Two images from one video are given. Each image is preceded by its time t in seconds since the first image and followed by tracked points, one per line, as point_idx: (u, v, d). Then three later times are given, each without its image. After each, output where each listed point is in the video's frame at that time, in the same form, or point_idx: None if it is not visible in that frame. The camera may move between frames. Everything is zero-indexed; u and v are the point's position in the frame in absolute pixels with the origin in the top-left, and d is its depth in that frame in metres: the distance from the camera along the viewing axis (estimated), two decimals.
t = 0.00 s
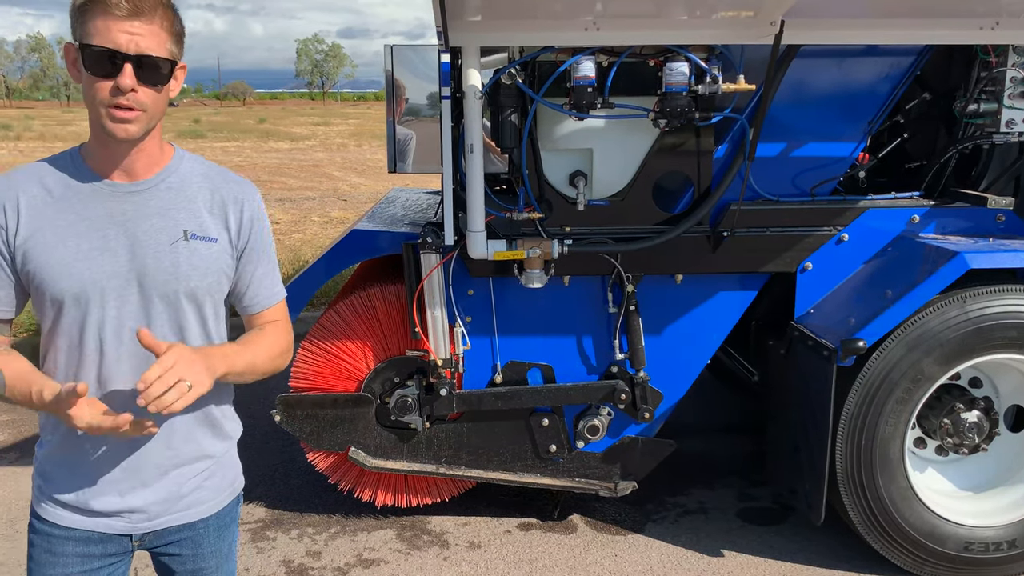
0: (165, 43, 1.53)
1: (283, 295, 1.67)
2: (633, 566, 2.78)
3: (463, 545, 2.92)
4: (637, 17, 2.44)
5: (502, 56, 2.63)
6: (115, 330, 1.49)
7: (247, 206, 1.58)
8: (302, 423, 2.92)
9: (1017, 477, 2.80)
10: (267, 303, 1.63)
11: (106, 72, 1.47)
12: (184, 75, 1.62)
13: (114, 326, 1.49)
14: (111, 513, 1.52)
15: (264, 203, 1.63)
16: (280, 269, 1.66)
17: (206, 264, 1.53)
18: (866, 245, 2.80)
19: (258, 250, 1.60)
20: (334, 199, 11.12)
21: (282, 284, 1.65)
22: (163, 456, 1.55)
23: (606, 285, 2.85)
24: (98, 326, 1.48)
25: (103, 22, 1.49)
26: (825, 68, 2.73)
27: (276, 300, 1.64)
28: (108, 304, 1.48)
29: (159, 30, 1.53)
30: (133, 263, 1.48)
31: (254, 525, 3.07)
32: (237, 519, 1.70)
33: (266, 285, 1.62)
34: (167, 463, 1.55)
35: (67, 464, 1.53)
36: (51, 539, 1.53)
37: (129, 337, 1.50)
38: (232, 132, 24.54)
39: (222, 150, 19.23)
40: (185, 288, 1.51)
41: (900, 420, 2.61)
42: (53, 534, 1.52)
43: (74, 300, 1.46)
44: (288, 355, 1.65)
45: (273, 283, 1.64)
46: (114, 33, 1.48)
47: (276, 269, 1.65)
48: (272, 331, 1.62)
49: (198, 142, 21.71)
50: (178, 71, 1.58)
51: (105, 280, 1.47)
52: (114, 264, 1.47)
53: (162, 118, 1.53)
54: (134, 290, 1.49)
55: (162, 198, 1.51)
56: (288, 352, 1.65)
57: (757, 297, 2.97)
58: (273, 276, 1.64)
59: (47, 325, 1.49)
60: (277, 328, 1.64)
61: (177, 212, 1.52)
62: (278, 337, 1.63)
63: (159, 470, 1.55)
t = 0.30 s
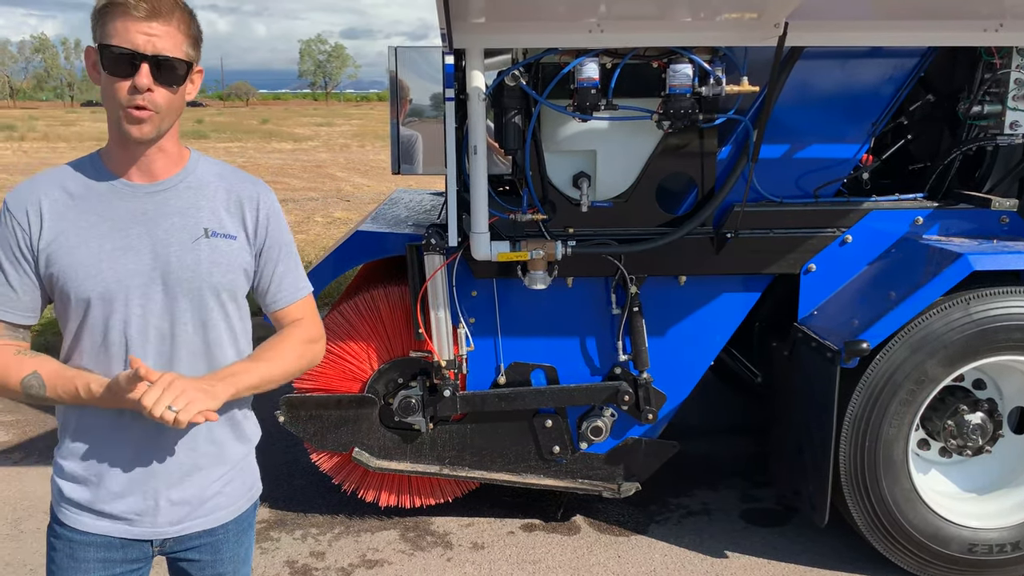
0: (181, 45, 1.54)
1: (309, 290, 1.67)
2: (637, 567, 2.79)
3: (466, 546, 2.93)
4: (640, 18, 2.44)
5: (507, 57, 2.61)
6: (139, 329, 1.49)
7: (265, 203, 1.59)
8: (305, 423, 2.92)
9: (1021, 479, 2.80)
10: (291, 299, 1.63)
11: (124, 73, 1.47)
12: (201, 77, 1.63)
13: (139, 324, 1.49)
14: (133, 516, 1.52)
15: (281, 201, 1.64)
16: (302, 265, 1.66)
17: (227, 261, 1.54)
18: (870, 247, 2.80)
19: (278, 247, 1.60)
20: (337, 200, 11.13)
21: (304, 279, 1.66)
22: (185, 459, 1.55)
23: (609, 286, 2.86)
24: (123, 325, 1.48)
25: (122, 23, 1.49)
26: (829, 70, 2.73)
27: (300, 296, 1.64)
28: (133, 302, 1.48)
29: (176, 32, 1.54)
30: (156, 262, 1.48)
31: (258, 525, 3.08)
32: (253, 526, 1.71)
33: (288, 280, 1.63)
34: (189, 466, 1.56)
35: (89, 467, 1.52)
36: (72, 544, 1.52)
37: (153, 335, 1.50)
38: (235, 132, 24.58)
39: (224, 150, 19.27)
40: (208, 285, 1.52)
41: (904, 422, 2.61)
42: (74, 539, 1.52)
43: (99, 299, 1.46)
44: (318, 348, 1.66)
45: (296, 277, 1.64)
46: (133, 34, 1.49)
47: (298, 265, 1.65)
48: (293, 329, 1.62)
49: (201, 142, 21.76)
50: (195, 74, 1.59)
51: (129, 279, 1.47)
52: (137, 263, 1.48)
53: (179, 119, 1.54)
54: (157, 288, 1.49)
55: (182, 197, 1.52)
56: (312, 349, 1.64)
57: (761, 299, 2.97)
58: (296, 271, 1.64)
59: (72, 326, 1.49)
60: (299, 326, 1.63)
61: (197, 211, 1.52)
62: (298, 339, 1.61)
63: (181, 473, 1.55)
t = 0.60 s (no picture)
0: (204, 49, 1.55)
1: (323, 298, 1.68)
2: (640, 568, 2.79)
3: (471, 547, 2.93)
4: (644, 21, 2.45)
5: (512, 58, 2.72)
6: (166, 332, 1.50)
7: (289, 210, 1.60)
8: (310, 424, 2.93)
9: None
10: (307, 306, 1.64)
11: (150, 78, 1.49)
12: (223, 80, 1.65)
13: (165, 327, 1.50)
14: (159, 518, 1.53)
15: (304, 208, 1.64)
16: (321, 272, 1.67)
17: (252, 266, 1.55)
18: (873, 249, 2.81)
19: (300, 253, 1.61)
20: (340, 201, 11.15)
21: (320, 287, 1.66)
22: (211, 461, 1.57)
23: (613, 288, 2.86)
24: (150, 328, 1.49)
25: (147, 29, 1.51)
26: (833, 71, 2.73)
27: (315, 303, 1.66)
28: (160, 306, 1.49)
29: (199, 36, 1.55)
30: (183, 266, 1.50)
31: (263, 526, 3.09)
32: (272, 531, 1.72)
33: (307, 288, 1.64)
34: (214, 468, 1.57)
35: (114, 470, 1.53)
36: (94, 549, 1.52)
37: (180, 338, 1.51)
38: (239, 133, 24.63)
39: (228, 150, 19.32)
40: (234, 290, 1.53)
41: (907, 424, 2.61)
42: (97, 542, 1.52)
43: (127, 303, 1.47)
44: (327, 356, 1.67)
45: (313, 285, 1.65)
46: (158, 40, 1.50)
47: (317, 273, 1.66)
48: (304, 337, 1.63)
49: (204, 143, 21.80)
50: (218, 78, 1.60)
51: (157, 282, 1.48)
52: (165, 267, 1.49)
53: (205, 123, 1.55)
54: (184, 292, 1.50)
55: (209, 203, 1.53)
56: (322, 357, 1.65)
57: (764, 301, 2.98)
58: (314, 278, 1.65)
59: (98, 329, 1.50)
60: (310, 334, 1.64)
61: (224, 216, 1.53)
62: (309, 347, 1.62)
63: (207, 476, 1.57)
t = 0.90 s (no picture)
0: (220, 61, 1.58)
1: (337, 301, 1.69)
2: (644, 569, 2.80)
3: (475, 548, 2.95)
4: (647, 24, 2.47)
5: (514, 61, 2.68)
6: (180, 336, 1.52)
7: (300, 215, 1.61)
8: (315, 426, 2.94)
9: None
10: (319, 310, 1.65)
11: (166, 89, 1.51)
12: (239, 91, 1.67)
13: (179, 331, 1.52)
14: (175, 521, 1.54)
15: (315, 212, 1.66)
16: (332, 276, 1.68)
17: (265, 271, 1.56)
18: (877, 251, 2.81)
19: (311, 258, 1.62)
20: (344, 202, 11.18)
21: (333, 290, 1.67)
22: (224, 464, 1.58)
23: (617, 290, 2.87)
24: (164, 332, 1.51)
25: (163, 41, 1.53)
26: (837, 74, 2.75)
27: (328, 307, 1.66)
28: (174, 310, 1.51)
29: (214, 48, 1.57)
30: (197, 271, 1.51)
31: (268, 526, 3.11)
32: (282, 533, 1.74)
33: (318, 292, 1.64)
34: (228, 471, 1.59)
35: (128, 473, 1.55)
36: (112, 551, 1.53)
37: (193, 342, 1.53)
38: (242, 134, 24.68)
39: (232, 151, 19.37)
40: (247, 294, 1.54)
41: (911, 426, 2.62)
42: (114, 545, 1.53)
43: (141, 307, 1.49)
44: (342, 360, 1.68)
45: (326, 289, 1.66)
46: (173, 52, 1.52)
47: (329, 277, 1.67)
48: (318, 341, 1.64)
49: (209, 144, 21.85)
50: (233, 88, 1.62)
51: (170, 287, 1.50)
52: (178, 272, 1.50)
53: (219, 133, 1.57)
54: (197, 296, 1.52)
55: (221, 208, 1.55)
56: (337, 360, 1.66)
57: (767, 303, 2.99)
58: (326, 282, 1.65)
59: (113, 333, 1.52)
60: (325, 338, 1.65)
61: (236, 222, 1.55)
62: (323, 351, 1.63)
63: (220, 479, 1.58)
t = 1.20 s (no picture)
0: (223, 67, 1.60)
1: (336, 308, 1.72)
2: (647, 571, 2.82)
3: (479, 549, 2.96)
4: (651, 30, 2.48)
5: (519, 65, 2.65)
6: (184, 345, 1.54)
7: (303, 221, 1.63)
8: (320, 429, 2.95)
9: None
10: (319, 316, 1.68)
11: (171, 95, 1.53)
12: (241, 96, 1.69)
13: (183, 340, 1.54)
14: (179, 525, 1.56)
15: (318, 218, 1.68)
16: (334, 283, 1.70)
17: (268, 278, 1.58)
18: (879, 255, 2.82)
19: (313, 264, 1.65)
20: (348, 203, 11.21)
21: (332, 298, 1.70)
22: (228, 469, 1.60)
23: (620, 293, 2.89)
24: (169, 341, 1.53)
25: (168, 47, 1.55)
26: (840, 78, 2.77)
27: (327, 314, 1.69)
28: (178, 319, 1.53)
29: (219, 55, 1.59)
30: (200, 280, 1.53)
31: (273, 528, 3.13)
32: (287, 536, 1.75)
33: (319, 298, 1.67)
34: (231, 476, 1.61)
35: (133, 479, 1.57)
36: (118, 555, 1.56)
37: (197, 350, 1.55)
38: (247, 134, 24.73)
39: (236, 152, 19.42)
40: (251, 302, 1.56)
41: (912, 429, 2.63)
42: (120, 549, 1.55)
43: (146, 316, 1.51)
44: (339, 366, 1.71)
45: (326, 296, 1.69)
46: (178, 58, 1.55)
47: (330, 283, 1.70)
48: (315, 348, 1.66)
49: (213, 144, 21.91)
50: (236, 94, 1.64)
51: (174, 296, 1.52)
52: (182, 281, 1.52)
53: (222, 138, 1.60)
54: (201, 305, 1.54)
55: (224, 216, 1.57)
56: (333, 367, 1.68)
57: (770, 306, 3.01)
58: (326, 288, 1.68)
59: (118, 341, 1.54)
60: (322, 345, 1.67)
61: (239, 229, 1.57)
62: (320, 358, 1.65)
63: (224, 483, 1.60)
